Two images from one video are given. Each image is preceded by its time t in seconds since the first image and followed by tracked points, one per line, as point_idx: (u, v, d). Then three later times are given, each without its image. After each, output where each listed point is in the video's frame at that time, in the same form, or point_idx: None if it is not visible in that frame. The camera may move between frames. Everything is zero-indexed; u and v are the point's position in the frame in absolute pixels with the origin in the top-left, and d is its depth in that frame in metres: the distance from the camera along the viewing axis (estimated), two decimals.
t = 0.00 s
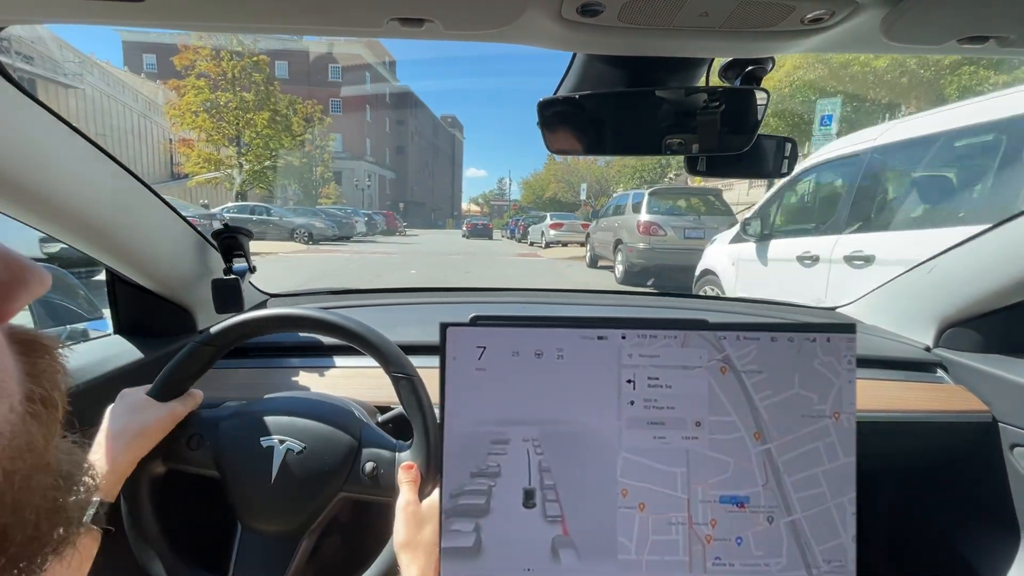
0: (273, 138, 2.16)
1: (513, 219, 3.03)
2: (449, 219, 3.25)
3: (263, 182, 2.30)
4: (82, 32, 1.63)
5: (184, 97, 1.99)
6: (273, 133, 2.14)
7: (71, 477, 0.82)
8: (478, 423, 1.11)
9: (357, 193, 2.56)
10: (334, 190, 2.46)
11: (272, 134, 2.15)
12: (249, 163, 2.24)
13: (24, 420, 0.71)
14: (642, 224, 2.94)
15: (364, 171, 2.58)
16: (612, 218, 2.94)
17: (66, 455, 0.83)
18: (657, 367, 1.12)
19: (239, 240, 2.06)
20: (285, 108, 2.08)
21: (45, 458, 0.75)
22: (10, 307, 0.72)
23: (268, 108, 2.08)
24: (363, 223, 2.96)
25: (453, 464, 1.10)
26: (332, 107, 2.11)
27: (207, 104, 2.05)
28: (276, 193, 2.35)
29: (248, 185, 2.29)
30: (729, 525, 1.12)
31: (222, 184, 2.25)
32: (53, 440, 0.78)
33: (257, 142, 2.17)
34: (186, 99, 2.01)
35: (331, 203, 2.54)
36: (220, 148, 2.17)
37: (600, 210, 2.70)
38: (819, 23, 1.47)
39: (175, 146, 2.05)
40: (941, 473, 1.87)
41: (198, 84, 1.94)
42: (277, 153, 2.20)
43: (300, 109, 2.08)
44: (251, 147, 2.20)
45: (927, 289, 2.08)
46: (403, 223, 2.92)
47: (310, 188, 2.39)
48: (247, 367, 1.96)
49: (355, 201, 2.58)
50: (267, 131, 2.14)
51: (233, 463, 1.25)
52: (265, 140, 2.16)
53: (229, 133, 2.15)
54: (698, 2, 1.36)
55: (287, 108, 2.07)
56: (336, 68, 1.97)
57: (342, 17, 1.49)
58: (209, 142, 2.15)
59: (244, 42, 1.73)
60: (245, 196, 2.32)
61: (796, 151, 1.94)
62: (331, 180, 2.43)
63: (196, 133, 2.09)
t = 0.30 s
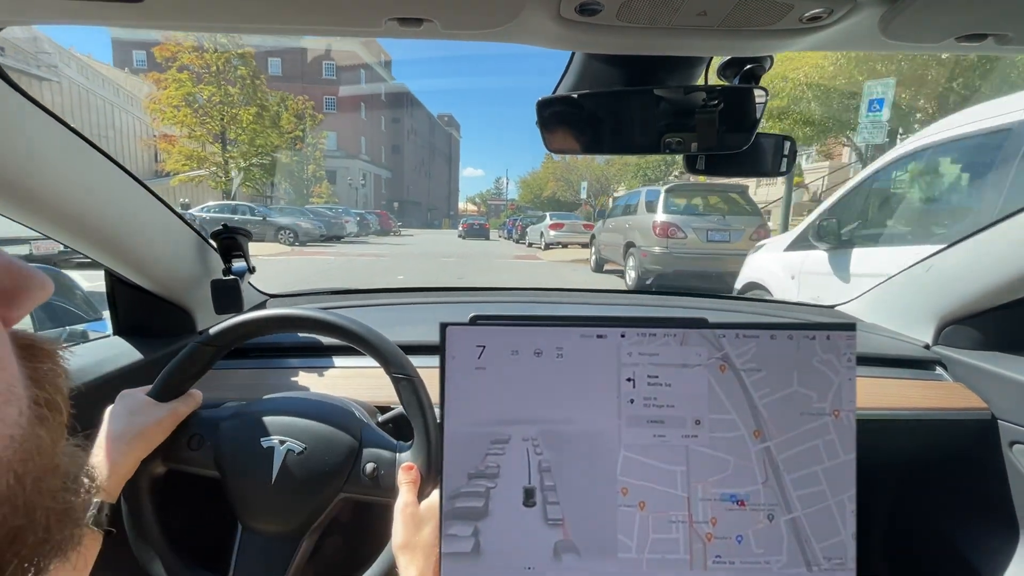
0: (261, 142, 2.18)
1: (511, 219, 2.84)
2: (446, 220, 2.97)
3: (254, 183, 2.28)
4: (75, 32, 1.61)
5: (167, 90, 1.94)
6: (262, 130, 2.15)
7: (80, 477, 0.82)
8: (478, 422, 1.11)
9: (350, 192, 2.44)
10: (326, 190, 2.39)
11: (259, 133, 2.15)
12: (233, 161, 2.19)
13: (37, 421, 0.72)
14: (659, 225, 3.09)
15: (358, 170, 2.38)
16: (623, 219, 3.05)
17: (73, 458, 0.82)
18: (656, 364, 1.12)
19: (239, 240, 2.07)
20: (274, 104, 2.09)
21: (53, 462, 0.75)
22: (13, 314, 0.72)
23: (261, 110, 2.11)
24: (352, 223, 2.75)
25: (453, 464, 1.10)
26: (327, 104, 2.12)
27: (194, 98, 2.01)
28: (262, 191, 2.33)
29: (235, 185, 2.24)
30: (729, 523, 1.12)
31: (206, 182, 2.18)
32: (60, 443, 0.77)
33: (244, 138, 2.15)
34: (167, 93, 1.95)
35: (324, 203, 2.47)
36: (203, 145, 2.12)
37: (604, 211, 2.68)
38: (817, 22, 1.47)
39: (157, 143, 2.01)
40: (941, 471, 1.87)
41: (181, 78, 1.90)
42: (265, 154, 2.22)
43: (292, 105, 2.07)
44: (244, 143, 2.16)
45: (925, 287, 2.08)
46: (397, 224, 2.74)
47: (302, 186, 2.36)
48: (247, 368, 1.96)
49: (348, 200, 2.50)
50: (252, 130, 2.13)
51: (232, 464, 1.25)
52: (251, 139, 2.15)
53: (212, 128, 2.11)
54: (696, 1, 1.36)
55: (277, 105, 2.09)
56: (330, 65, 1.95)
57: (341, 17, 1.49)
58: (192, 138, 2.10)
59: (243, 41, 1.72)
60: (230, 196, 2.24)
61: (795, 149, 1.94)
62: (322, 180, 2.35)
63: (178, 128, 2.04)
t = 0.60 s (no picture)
0: (249, 141, 2.20)
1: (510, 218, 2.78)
2: (443, 219, 2.75)
3: (244, 179, 2.32)
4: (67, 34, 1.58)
5: (148, 83, 1.93)
6: (249, 125, 2.15)
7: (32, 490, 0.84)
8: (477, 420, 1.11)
9: (344, 191, 2.60)
10: (319, 188, 2.50)
11: (246, 130, 2.16)
12: (218, 158, 2.19)
13: None
14: (682, 225, 2.95)
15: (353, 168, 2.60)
16: (637, 219, 2.95)
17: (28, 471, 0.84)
18: (656, 362, 1.13)
19: (238, 241, 2.07)
20: (263, 102, 2.11)
21: None
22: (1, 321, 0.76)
23: (249, 105, 2.11)
24: (344, 223, 2.81)
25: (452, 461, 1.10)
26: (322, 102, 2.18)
27: (176, 93, 2.00)
28: (253, 190, 2.38)
29: (228, 178, 2.26)
30: (729, 521, 1.12)
31: (189, 179, 2.14)
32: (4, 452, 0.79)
33: (231, 135, 2.16)
34: (147, 85, 1.94)
35: (317, 202, 2.58)
36: (186, 141, 2.12)
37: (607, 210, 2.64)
38: (816, 19, 1.47)
39: (136, 138, 1.92)
40: (940, 468, 1.87)
41: (162, 70, 1.88)
42: (258, 154, 2.26)
43: (284, 101, 2.12)
44: (234, 138, 2.17)
45: (925, 285, 2.09)
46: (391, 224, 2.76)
47: (294, 184, 2.44)
48: (247, 367, 1.96)
49: (342, 199, 2.63)
50: (238, 130, 2.15)
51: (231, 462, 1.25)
52: (236, 137, 2.17)
53: (195, 123, 2.10)
54: None
55: (267, 103, 2.13)
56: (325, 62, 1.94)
57: (340, 17, 1.49)
58: (173, 135, 2.09)
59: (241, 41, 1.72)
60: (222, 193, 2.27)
61: (793, 147, 1.94)
62: (315, 178, 2.45)
63: (158, 123, 2.03)
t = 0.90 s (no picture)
0: (238, 138, 2.16)
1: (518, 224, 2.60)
2: (440, 218, 2.68)
3: (225, 176, 2.22)
4: (63, 32, 1.59)
5: (126, 73, 1.86)
6: (231, 119, 2.09)
7: None
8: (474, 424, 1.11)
9: (339, 189, 2.49)
10: (312, 187, 2.44)
11: (233, 129, 2.12)
12: (201, 155, 2.13)
13: None
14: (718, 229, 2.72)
15: (350, 168, 2.48)
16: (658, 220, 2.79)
17: None
18: (654, 364, 1.13)
19: (237, 241, 2.06)
20: (253, 101, 2.09)
21: None
22: None
23: (242, 105, 2.08)
24: (335, 222, 2.69)
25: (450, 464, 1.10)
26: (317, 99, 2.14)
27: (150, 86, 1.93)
28: (243, 187, 2.31)
29: (213, 172, 2.18)
30: (727, 524, 1.12)
31: (172, 177, 2.04)
32: None
33: (215, 130, 2.10)
34: (126, 78, 1.88)
35: (308, 201, 2.51)
36: (169, 136, 2.06)
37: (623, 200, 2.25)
38: (815, 22, 1.48)
39: (115, 133, 1.84)
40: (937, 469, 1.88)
41: (140, 61, 1.82)
42: (244, 153, 2.23)
43: (275, 97, 2.08)
44: (221, 135, 2.12)
45: (923, 286, 2.12)
46: (385, 223, 2.75)
47: (286, 181, 2.39)
48: (245, 368, 1.96)
49: (337, 198, 2.54)
50: (228, 130, 2.12)
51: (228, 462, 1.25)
52: (222, 135, 2.12)
53: (178, 118, 2.05)
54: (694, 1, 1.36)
55: (258, 100, 2.09)
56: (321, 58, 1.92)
57: (340, 18, 1.50)
58: (155, 130, 2.02)
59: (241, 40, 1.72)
60: (212, 190, 2.20)
61: (792, 149, 1.97)
62: (307, 176, 2.40)
63: (141, 118, 1.97)
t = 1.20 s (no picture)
0: (225, 136, 2.10)
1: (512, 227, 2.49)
2: (439, 218, 2.77)
3: (215, 175, 2.17)
4: (53, 34, 1.56)
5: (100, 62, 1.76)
6: (223, 118, 2.05)
7: None
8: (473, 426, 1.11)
9: (334, 189, 2.52)
10: (305, 186, 2.44)
11: (225, 129, 2.08)
12: (186, 150, 2.05)
13: None
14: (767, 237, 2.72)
15: (347, 167, 2.49)
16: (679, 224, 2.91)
17: None
18: (654, 366, 1.12)
19: (237, 242, 2.06)
20: (243, 95, 2.02)
21: None
22: None
23: (231, 101, 2.02)
24: (328, 222, 2.68)
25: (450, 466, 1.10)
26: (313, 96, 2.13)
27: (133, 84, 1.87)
28: (235, 188, 2.26)
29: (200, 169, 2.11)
30: (728, 527, 1.12)
31: (154, 175, 1.95)
32: None
33: (204, 125, 2.04)
34: (100, 66, 1.77)
35: (301, 200, 2.50)
36: (152, 132, 1.97)
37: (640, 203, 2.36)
38: (814, 23, 1.48)
39: (93, 129, 1.74)
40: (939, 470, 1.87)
41: (120, 53, 1.74)
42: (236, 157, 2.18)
43: (268, 93, 2.07)
44: (207, 134, 2.07)
45: (923, 286, 2.12)
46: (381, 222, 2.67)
47: (277, 180, 2.34)
48: (244, 369, 1.95)
49: (332, 197, 2.55)
50: (220, 130, 2.08)
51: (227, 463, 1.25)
52: (210, 130, 2.06)
53: (160, 114, 1.97)
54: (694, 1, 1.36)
55: (248, 95, 2.04)
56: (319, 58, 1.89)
57: (340, 19, 1.50)
58: (134, 125, 1.93)
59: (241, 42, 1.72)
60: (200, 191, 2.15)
61: (792, 150, 1.97)
62: (300, 175, 2.38)
63: (118, 113, 1.87)
